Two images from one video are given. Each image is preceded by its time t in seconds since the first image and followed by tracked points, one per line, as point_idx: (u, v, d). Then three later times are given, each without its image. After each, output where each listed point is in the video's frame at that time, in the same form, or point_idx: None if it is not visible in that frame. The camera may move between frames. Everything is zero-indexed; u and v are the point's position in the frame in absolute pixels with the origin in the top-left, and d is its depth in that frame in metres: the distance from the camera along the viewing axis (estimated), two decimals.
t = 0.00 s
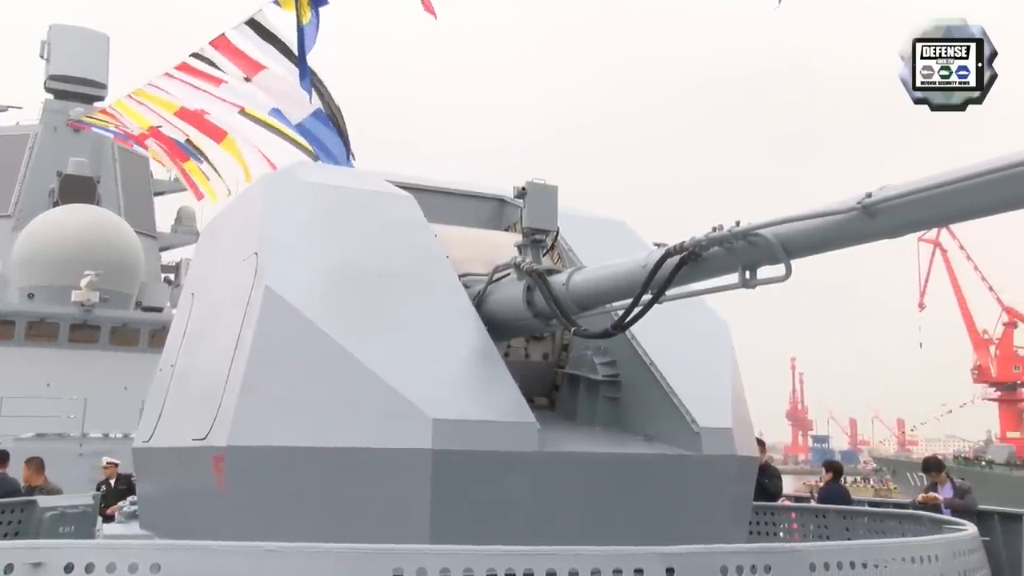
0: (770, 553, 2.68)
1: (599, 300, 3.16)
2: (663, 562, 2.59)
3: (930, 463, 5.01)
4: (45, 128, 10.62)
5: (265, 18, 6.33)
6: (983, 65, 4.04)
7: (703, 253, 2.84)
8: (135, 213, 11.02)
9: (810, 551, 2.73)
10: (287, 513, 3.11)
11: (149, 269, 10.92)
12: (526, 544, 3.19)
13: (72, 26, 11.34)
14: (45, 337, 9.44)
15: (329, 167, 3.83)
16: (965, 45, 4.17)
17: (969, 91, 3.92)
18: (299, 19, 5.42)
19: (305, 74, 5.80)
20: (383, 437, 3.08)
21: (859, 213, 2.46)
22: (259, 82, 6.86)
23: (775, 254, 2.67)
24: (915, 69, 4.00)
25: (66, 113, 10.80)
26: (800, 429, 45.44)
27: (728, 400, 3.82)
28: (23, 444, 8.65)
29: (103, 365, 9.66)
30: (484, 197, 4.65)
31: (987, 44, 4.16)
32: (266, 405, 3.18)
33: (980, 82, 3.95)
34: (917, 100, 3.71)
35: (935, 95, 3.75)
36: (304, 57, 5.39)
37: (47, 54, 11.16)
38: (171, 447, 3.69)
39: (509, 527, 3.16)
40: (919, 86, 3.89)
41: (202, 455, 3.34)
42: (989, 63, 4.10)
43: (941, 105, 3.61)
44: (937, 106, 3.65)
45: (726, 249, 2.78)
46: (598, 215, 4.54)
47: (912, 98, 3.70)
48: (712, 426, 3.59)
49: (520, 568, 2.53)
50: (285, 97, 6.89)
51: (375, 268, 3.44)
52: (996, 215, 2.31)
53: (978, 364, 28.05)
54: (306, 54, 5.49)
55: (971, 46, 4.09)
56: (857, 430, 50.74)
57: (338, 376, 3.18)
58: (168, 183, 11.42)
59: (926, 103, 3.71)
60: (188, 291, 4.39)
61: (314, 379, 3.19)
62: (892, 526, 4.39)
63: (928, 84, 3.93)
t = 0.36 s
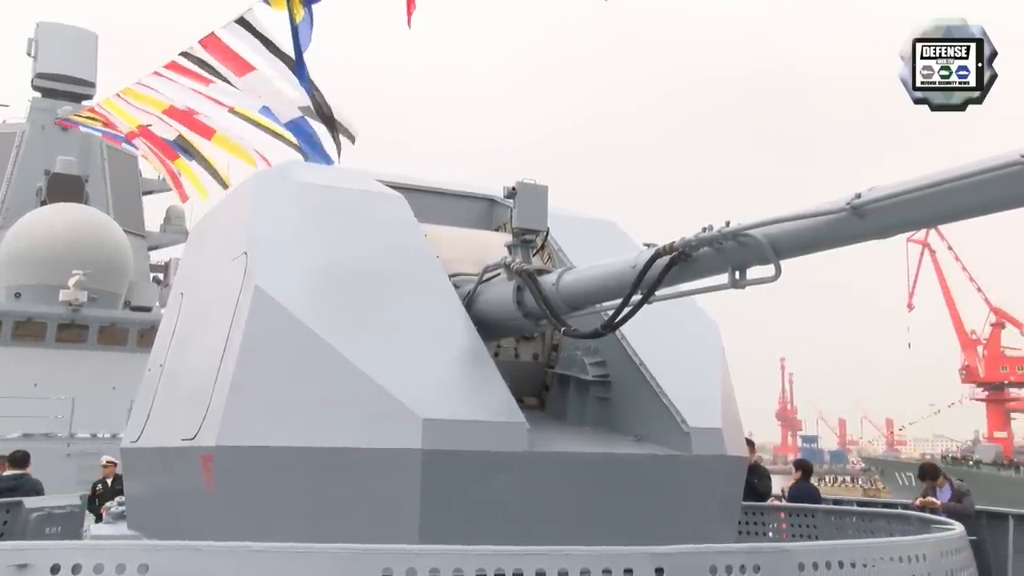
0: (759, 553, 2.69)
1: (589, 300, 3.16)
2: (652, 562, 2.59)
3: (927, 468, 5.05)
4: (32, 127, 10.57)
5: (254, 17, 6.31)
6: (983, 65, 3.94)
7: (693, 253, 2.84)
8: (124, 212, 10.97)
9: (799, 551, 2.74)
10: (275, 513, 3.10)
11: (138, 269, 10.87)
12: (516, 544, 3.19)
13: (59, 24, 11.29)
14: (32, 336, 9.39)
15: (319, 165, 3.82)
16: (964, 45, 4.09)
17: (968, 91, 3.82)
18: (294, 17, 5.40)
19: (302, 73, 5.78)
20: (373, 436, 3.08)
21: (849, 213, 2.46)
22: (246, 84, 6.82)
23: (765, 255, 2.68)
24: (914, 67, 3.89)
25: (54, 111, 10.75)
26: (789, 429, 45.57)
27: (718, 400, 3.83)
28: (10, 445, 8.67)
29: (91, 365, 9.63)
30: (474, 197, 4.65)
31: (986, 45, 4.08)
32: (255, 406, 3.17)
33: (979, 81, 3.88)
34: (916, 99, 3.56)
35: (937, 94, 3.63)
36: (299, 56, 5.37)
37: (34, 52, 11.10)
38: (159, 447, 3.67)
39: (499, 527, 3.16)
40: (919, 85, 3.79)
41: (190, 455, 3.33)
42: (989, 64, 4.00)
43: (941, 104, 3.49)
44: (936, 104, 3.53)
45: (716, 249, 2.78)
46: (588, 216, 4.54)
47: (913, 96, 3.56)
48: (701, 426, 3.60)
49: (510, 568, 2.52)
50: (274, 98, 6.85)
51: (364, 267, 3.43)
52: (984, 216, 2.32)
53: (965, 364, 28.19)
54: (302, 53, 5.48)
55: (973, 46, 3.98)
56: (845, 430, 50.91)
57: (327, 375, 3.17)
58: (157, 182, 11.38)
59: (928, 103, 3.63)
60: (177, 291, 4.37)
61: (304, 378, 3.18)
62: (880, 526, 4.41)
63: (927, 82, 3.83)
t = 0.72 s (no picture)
0: (743, 553, 2.69)
1: (574, 301, 3.16)
2: (636, 562, 2.59)
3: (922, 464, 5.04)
4: (14, 124, 10.50)
5: (238, 15, 6.28)
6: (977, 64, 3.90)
7: (678, 254, 2.84)
8: (107, 210, 10.90)
9: (783, 550, 2.75)
10: (259, 513, 3.08)
11: (121, 268, 10.81)
12: (501, 544, 3.18)
13: (41, 21, 11.21)
14: (13, 336, 9.33)
15: (304, 164, 3.81)
16: (964, 45, 3.91)
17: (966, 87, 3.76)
18: (282, 15, 5.39)
19: (297, 68, 5.76)
20: (358, 436, 3.06)
21: (833, 214, 2.48)
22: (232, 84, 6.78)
23: (750, 255, 2.69)
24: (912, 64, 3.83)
25: (36, 109, 10.67)
26: (774, 429, 45.74)
27: (702, 400, 3.84)
28: None
29: (73, 365, 9.57)
30: (459, 197, 4.64)
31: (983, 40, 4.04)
32: (238, 406, 3.15)
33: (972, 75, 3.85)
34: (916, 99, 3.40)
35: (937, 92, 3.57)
36: (292, 52, 5.35)
37: (16, 49, 11.02)
38: (142, 446, 3.65)
39: (484, 527, 3.16)
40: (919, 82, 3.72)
41: (174, 455, 3.31)
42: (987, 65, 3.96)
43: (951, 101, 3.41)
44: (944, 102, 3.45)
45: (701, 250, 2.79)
46: (574, 216, 4.54)
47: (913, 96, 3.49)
48: (686, 426, 3.61)
49: (494, 568, 2.52)
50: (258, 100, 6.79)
51: (349, 267, 3.42)
52: (966, 218, 2.34)
53: (948, 364, 28.36)
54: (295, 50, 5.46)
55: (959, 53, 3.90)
56: (829, 430, 51.14)
57: (312, 375, 3.16)
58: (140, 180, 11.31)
59: (926, 99, 3.53)
60: (161, 291, 4.35)
61: (289, 378, 3.16)
62: (863, 525, 4.43)
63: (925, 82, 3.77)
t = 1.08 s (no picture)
0: (724, 552, 2.70)
1: (557, 301, 3.16)
2: (618, 561, 2.59)
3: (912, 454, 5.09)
4: None
5: (219, 12, 6.25)
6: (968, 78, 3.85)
7: (660, 254, 2.85)
8: (87, 208, 10.82)
9: (764, 549, 2.76)
10: (240, 513, 3.07)
11: (101, 267, 10.74)
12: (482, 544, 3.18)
13: (19, 17, 11.11)
14: None
15: (285, 163, 3.79)
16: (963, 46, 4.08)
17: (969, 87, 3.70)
18: (263, 14, 5.34)
19: (277, 68, 5.73)
20: (339, 437, 3.05)
21: (815, 215, 2.49)
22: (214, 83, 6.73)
23: (732, 256, 2.69)
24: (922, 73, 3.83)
25: (14, 106, 10.58)
26: (755, 429, 45.92)
27: (684, 400, 3.85)
28: None
29: (51, 365, 9.48)
30: (442, 196, 4.63)
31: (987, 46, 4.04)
32: (219, 406, 3.13)
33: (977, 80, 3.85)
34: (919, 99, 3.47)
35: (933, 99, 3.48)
36: (272, 51, 5.33)
37: None
38: (122, 446, 3.62)
39: (466, 527, 3.15)
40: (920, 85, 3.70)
41: (153, 455, 3.29)
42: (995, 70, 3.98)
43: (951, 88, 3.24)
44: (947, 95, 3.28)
45: (683, 250, 2.79)
46: (557, 216, 4.54)
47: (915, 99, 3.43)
48: (667, 426, 3.61)
49: (476, 568, 2.51)
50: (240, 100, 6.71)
51: (331, 267, 3.41)
52: (944, 220, 2.35)
53: (927, 364, 28.56)
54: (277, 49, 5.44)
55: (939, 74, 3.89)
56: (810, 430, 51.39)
57: (293, 375, 3.14)
58: (120, 178, 11.23)
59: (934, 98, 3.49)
60: (141, 290, 4.31)
61: (271, 378, 3.14)
62: (843, 525, 4.45)
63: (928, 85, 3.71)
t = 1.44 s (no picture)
0: (700, 552, 2.71)
1: (534, 301, 3.16)
2: (595, 562, 2.59)
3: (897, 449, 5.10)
4: None
5: (196, 10, 6.20)
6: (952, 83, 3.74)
7: (638, 254, 2.85)
8: (60, 206, 10.71)
9: (739, 549, 2.77)
10: (215, 513, 3.04)
11: (74, 266, 10.64)
12: (459, 544, 3.17)
13: None
14: None
15: (261, 162, 3.77)
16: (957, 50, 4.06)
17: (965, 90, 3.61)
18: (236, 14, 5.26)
19: (246, 68, 5.68)
20: (316, 437, 3.03)
21: (791, 216, 2.50)
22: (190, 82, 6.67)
23: (709, 256, 2.70)
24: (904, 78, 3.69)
25: None
26: (732, 429, 46.15)
27: (661, 400, 3.86)
28: None
29: (23, 364, 9.38)
30: (419, 196, 4.62)
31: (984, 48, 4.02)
32: (194, 406, 3.09)
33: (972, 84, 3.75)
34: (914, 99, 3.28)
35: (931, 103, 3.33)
36: (242, 52, 5.29)
37: None
38: (95, 447, 3.59)
39: (443, 527, 3.15)
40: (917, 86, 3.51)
41: (127, 456, 3.26)
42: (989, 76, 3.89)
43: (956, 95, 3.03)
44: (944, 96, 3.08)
45: (661, 250, 2.80)
46: (534, 216, 4.54)
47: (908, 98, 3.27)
48: (645, 426, 3.62)
49: (453, 568, 2.51)
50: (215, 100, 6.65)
51: (307, 266, 3.39)
52: (917, 222, 2.37)
53: (902, 364, 28.80)
54: (245, 49, 5.42)
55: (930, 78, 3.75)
56: (786, 430, 51.71)
57: (269, 375, 3.12)
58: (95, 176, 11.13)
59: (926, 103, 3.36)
60: (115, 289, 4.27)
61: (247, 378, 3.12)
62: (818, 524, 4.48)
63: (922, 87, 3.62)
